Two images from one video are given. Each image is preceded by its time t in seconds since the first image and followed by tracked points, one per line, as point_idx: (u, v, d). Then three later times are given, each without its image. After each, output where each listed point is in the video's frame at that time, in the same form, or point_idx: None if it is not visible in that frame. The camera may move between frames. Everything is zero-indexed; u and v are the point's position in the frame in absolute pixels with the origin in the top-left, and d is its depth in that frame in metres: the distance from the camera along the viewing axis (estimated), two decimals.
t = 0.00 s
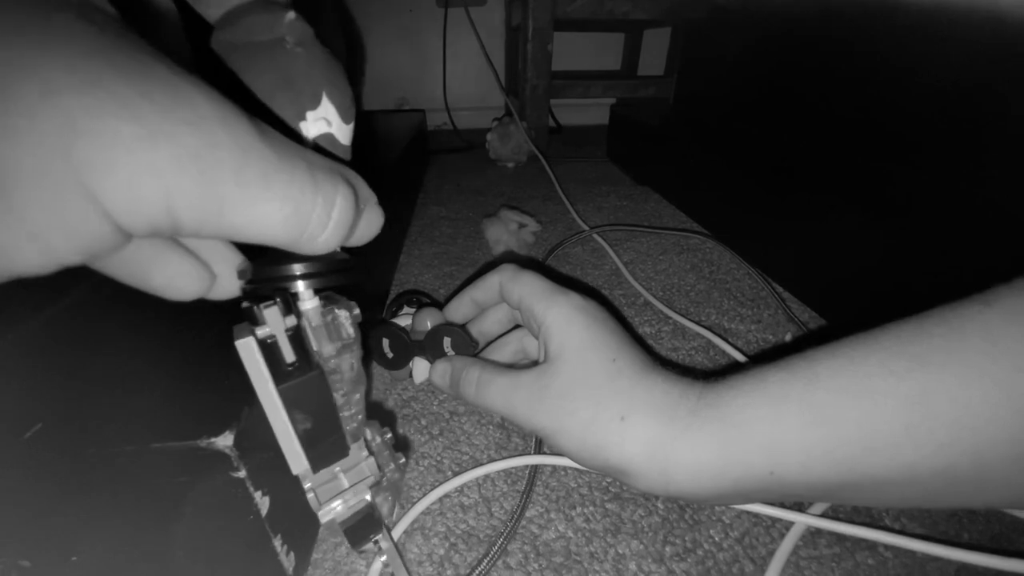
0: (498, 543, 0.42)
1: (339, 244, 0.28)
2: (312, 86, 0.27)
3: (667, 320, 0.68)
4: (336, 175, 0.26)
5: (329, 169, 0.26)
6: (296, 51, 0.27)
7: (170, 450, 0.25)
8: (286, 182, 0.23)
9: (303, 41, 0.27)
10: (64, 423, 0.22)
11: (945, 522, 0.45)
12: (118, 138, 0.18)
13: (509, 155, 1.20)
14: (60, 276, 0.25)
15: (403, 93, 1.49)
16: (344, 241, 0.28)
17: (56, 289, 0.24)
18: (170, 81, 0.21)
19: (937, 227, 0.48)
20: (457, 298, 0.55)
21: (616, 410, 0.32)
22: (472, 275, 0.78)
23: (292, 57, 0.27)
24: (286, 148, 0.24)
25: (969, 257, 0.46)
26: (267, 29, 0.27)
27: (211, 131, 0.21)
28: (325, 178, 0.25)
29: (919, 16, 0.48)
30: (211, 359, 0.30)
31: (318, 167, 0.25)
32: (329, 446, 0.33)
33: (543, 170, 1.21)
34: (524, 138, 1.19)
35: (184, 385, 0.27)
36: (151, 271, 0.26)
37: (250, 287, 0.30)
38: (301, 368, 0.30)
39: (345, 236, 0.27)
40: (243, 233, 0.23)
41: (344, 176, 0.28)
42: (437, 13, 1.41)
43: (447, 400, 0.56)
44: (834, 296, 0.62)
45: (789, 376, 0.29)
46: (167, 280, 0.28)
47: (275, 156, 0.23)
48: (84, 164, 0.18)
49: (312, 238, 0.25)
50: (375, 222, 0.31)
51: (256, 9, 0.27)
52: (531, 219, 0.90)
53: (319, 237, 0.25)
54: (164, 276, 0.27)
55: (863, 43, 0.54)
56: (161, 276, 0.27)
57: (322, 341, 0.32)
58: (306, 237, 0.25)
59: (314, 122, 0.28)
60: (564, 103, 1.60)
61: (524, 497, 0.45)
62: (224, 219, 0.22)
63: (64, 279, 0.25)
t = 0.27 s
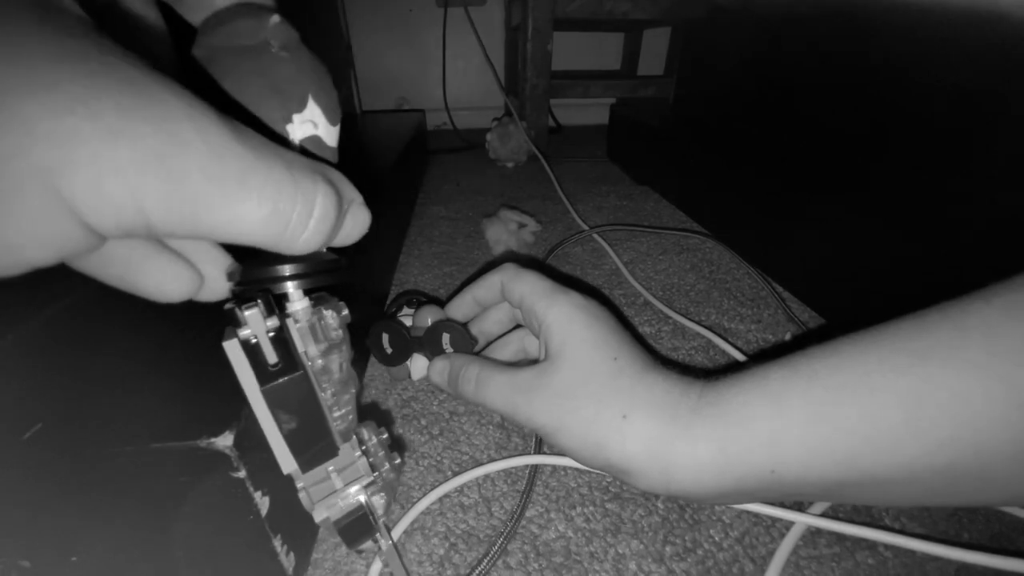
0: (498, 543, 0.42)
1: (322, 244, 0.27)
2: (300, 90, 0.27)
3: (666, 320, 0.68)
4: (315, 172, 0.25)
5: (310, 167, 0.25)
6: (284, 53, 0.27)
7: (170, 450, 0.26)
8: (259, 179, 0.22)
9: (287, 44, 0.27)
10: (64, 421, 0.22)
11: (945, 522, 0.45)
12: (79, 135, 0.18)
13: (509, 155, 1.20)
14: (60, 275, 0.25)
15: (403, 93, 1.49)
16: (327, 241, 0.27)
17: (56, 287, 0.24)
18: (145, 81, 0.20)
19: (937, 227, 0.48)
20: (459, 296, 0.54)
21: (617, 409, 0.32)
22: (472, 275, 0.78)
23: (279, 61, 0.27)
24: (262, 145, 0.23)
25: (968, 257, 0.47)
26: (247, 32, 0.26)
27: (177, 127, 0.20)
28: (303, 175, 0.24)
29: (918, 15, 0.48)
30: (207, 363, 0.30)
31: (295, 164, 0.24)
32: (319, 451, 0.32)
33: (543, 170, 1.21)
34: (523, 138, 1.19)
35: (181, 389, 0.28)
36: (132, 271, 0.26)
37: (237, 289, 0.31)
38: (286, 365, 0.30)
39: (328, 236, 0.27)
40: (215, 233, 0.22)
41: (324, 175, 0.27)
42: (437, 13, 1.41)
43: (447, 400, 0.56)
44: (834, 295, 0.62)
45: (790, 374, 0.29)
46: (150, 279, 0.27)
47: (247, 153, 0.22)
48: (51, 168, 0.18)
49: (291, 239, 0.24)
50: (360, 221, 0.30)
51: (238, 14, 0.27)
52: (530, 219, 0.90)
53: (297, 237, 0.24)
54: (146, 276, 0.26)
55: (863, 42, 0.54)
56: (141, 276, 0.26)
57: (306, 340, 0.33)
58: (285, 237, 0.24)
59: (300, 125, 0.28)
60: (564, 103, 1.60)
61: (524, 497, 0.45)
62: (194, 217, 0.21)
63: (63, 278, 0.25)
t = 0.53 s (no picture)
0: (498, 543, 0.42)
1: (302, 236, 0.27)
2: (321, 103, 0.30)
3: (667, 319, 0.68)
4: (288, 167, 0.25)
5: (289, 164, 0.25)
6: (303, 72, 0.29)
7: (168, 450, 0.26)
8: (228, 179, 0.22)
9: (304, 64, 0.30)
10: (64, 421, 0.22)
11: (945, 522, 0.45)
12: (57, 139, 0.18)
13: (509, 155, 1.20)
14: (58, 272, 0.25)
15: (403, 93, 1.49)
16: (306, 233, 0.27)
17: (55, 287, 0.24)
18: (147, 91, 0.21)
19: (937, 226, 0.48)
20: (460, 295, 0.54)
21: (618, 408, 0.32)
22: (473, 274, 0.78)
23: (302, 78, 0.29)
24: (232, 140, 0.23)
25: (968, 257, 0.47)
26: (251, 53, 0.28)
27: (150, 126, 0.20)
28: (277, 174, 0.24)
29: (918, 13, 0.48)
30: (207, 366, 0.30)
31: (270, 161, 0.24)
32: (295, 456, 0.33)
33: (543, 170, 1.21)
34: (523, 137, 1.19)
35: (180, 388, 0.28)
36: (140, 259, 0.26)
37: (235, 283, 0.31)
38: (258, 362, 0.32)
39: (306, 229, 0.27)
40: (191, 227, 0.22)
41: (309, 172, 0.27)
42: (437, 13, 1.41)
43: (447, 400, 0.56)
44: (834, 295, 0.62)
45: (791, 372, 0.29)
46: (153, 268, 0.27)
47: (215, 149, 0.22)
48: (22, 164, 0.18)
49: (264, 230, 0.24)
50: (353, 214, 0.29)
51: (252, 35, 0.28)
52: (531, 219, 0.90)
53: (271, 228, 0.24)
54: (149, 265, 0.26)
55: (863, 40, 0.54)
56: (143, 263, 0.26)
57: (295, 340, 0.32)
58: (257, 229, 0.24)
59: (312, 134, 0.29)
60: (563, 103, 1.60)
61: (525, 497, 0.45)
62: (166, 214, 0.21)
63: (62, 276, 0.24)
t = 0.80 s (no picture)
0: (498, 543, 0.42)
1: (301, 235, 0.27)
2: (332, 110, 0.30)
3: (667, 319, 0.68)
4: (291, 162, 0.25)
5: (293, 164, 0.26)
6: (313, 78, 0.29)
7: (170, 450, 0.26)
8: (227, 175, 0.22)
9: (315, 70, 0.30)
10: (65, 421, 0.22)
11: (945, 521, 0.45)
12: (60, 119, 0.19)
13: (509, 155, 1.20)
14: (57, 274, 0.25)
15: (403, 93, 1.49)
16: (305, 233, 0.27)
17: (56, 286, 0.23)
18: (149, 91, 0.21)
19: (938, 226, 0.48)
20: (459, 294, 0.54)
21: (618, 408, 0.32)
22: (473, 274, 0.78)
23: (311, 83, 0.29)
24: (238, 135, 0.23)
25: (969, 257, 0.47)
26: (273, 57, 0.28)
27: (147, 115, 0.20)
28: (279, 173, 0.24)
29: (918, 14, 0.48)
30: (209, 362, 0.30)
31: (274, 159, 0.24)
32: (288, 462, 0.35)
33: (543, 170, 1.20)
34: (523, 137, 1.19)
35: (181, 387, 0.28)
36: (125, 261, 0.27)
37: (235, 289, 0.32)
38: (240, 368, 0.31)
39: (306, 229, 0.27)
40: (189, 221, 0.23)
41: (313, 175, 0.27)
42: (437, 13, 1.41)
43: (447, 400, 0.56)
44: (834, 295, 0.62)
45: (791, 373, 0.29)
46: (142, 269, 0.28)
47: (217, 136, 0.22)
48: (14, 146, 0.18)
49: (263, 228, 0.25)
50: (355, 220, 0.30)
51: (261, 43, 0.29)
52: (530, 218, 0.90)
53: (269, 226, 0.25)
54: (131, 269, 0.28)
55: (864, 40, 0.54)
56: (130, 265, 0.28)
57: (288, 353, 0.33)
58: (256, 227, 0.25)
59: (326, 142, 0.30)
60: (564, 103, 1.60)
61: (525, 496, 0.45)
62: (164, 204, 0.22)
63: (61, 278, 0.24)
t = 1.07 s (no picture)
0: (498, 543, 0.42)
1: (312, 221, 0.27)
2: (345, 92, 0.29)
3: (666, 319, 0.68)
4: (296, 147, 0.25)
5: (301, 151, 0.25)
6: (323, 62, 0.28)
7: (170, 450, 0.25)
8: (227, 168, 0.23)
9: (324, 52, 0.28)
10: (66, 421, 0.22)
11: (945, 521, 0.45)
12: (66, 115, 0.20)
13: (509, 155, 1.20)
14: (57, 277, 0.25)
15: (403, 93, 1.49)
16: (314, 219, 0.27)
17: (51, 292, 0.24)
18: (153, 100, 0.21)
19: (938, 226, 0.48)
20: (460, 293, 0.54)
21: (618, 408, 0.32)
22: (473, 274, 0.78)
23: (317, 69, 0.28)
24: (242, 124, 0.23)
25: (969, 256, 0.46)
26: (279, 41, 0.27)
27: (150, 103, 0.21)
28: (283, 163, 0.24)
29: (917, 16, 0.48)
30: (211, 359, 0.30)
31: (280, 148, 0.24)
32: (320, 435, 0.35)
33: (543, 170, 1.21)
34: (523, 137, 1.19)
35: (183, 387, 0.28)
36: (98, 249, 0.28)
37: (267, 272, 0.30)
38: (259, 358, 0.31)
39: (315, 214, 0.27)
40: (196, 212, 0.24)
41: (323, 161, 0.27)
42: (437, 13, 1.41)
43: (447, 400, 0.56)
44: (834, 295, 0.62)
45: (792, 373, 0.29)
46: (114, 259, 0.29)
47: (218, 122, 0.22)
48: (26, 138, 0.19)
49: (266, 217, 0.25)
50: (367, 206, 0.29)
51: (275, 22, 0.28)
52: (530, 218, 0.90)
53: (275, 215, 0.25)
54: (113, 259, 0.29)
55: (864, 42, 0.54)
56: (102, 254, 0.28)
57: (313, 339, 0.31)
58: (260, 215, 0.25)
59: (336, 131, 0.30)
60: (564, 103, 1.60)
61: (525, 496, 0.45)
62: (173, 193, 0.23)
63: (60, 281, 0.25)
